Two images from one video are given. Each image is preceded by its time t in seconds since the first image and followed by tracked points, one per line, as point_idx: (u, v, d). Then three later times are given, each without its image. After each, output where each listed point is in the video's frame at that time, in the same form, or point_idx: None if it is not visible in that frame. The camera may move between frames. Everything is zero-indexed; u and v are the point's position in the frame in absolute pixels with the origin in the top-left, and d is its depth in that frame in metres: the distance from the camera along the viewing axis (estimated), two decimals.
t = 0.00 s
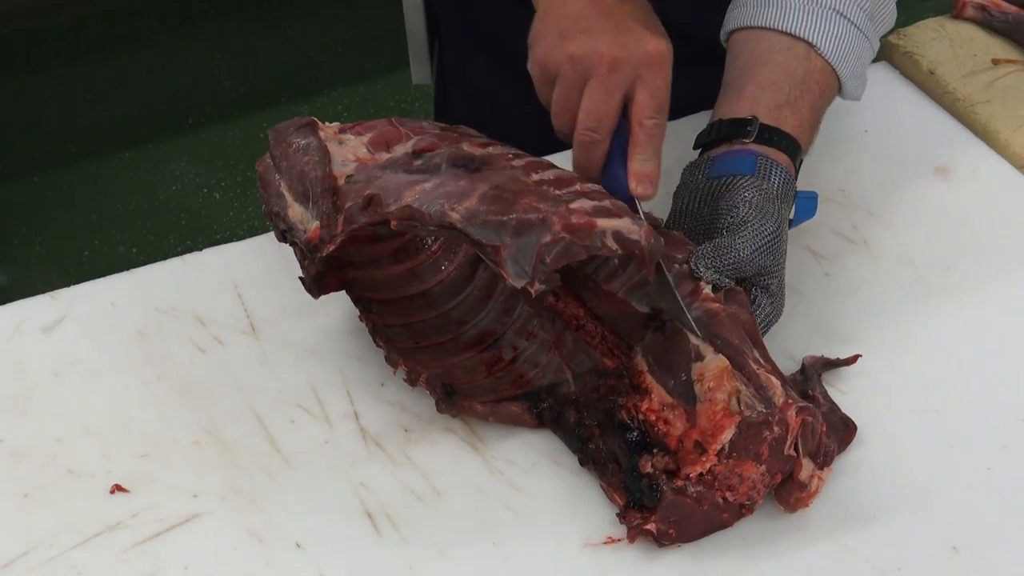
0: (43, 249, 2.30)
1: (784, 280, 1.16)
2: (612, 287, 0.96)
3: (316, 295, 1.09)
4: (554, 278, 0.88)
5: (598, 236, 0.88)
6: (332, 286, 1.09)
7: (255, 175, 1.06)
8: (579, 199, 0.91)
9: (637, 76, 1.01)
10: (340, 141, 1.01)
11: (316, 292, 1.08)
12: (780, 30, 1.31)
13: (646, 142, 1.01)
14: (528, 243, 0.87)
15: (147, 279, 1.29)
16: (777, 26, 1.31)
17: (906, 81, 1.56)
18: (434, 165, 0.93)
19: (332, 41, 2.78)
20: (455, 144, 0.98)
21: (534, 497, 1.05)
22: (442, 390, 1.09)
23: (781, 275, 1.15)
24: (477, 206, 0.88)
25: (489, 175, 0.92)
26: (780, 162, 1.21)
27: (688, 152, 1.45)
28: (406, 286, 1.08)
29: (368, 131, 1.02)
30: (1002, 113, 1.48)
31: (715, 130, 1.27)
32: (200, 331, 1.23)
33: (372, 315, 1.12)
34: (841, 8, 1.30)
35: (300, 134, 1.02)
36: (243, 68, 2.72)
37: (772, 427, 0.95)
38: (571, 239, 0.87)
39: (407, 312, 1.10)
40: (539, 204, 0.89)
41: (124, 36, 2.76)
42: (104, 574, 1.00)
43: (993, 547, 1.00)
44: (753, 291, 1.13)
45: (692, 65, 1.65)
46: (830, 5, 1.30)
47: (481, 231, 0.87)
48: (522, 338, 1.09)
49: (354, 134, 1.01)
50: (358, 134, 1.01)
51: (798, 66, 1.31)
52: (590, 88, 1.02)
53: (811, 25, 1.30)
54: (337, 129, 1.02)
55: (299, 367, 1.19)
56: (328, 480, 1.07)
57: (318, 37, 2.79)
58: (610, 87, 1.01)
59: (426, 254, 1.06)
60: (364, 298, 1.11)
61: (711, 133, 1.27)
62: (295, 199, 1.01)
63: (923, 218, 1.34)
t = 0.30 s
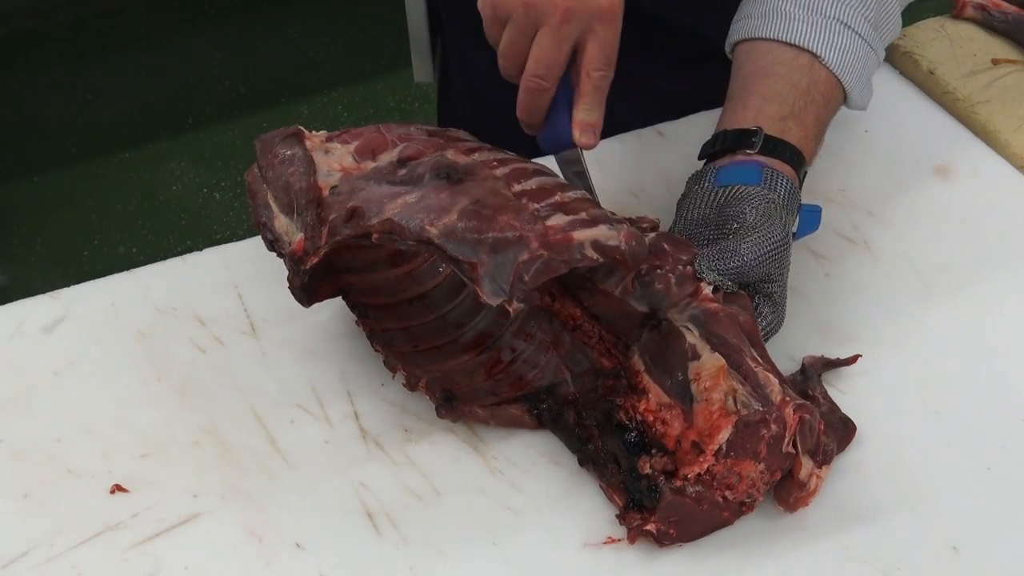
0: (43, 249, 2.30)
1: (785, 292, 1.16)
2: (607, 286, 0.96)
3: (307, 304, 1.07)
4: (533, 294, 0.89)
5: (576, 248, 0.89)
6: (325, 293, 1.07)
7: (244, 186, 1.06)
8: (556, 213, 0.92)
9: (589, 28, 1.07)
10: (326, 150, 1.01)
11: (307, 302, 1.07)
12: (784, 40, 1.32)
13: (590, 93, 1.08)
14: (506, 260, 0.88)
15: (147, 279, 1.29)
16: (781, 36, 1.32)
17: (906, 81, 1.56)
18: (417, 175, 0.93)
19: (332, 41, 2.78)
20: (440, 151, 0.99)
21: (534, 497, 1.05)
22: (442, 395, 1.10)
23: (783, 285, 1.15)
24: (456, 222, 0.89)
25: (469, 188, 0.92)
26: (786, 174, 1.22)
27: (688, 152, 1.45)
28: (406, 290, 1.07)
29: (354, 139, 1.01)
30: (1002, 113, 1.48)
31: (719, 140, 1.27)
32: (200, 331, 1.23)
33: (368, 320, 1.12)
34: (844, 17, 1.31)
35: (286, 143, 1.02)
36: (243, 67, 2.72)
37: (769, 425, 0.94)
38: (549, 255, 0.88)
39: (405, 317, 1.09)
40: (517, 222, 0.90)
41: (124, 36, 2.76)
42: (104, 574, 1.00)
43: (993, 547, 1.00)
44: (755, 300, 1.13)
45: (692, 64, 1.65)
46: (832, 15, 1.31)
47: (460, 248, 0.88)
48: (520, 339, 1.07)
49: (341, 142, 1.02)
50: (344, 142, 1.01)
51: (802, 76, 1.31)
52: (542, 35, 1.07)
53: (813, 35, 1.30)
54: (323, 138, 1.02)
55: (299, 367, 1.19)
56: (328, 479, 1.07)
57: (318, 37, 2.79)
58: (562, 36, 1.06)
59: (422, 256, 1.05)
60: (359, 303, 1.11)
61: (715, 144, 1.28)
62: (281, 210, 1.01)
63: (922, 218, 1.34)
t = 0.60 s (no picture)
0: (43, 248, 2.30)
1: (796, 290, 1.15)
2: (608, 285, 0.96)
3: (310, 301, 1.07)
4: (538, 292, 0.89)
5: (582, 247, 0.89)
6: (324, 292, 1.07)
7: (247, 183, 1.06)
8: (561, 213, 0.92)
9: (572, 29, 1.03)
10: (329, 148, 1.00)
11: (308, 300, 1.07)
12: (796, 41, 1.31)
13: (578, 92, 1.05)
14: (511, 260, 0.87)
15: (147, 278, 1.29)
16: (793, 37, 1.31)
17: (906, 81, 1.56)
18: (421, 174, 0.93)
19: (332, 41, 2.78)
20: (444, 151, 0.98)
21: (534, 496, 1.05)
22: (443, 393, 1.10)
23: (792, 284, 1.14)
24: (461, 220, 0.88)
25: (475, 187, 0.91)
26: (796, 173, 1.21)
27: (689, 152, 1.45)
28: (405, 289, 1.07)
29: (356, 139, 1.01)
30: (1002, 113, 1.48)
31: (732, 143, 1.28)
32: (200, 331, 1.23)
33: (368, 319, 1.12)
34: (856, 15, 1.29)
35: (289, 142, 1.01)
36: (243, 67, 2.72)
37: (773, 424, 0.95)
38: (555, 254, 0.88)
39: (405, 317, 1.09)
40: (521, 221, 0.89)
41: (124, 36, 2.76)
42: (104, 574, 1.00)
43: (994, 547, 1.00)
44: (765, 298, 1.14)
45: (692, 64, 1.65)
46: (844, 14, 1.29)
47: (464, 244, 0.88)
48: (521, 339, 1.08)
49: (344, 141, 1.01)
50: (346, 141, 1.01)
51: (814, 76, 1.30)
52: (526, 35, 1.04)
53: (825, 35, 1.29)
54: (326, 137, 1.02)
55: (299, 367, 1.19)
56: (328, 479, 1.07)
57: (318, 37, 2.79)
58: (544, 39, 1.04)
59: (422, 257, 1.05)
60: (359, 303, 1.11)
61: (728, 145, 1.28)
62: (284, 209, 1.01)
63: (922, 218, 1.34)
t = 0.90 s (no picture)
0: (43, 249, 2.30)
1: (803, 290, 1.14)
2: (608, 285, 0.96)
3: (310, 309, 1.06)
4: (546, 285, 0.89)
5: (589, 239, 0.88)
6: (324, 299, 1.06)
7: (243, 194, 1.06)
8: (567, 207, 0.92)
9: (556, 23, 1.05)
10: (325, 155, 1.01)
11: (308, 309, 1.05)
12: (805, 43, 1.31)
13: (550, 84, 1.07)
14: (518, 254, 0.87)
15: (147, 278, 1.29)
16: (801, 39, 1.31)
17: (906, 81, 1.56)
18: (420, 177, 0.93)
19: (332, 41, 2.78)
20: (441, 152, 0.98)
21: (534, 496, 1.05)
22: (445, 395, 1.09)
23: (799, 282, 1.13)
24: (464, 220, 0.88)
25: (474, 187, 0.91)
26: (804, 174, 1.21)
27: (688, 152, 1.45)
28: (402, 294, 1.08)
29: (353, 143, 1.01)
30: (1002, 113, 1.48)
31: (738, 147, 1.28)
32: (200, 331, 1.23)
33: (368, 325, 1.11)
34: (863, 14, 1.28)
35: (285, 151, 1.02)
36: (243, 67, 2.72)
37: (776, 423, 0.95)
38: (563, 246, 0.87)
39: (404, 320, 1.09)
40: (526, 216, 0.89)
41: (124, 35, 2.75)
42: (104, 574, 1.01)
43: (994, 547, 1.00)
44: (773, 300, 1.13)
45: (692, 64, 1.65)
46: (850, 14, 1.29)
47: (471, 245, 0.87)
48: (520, 340, 1.08)
49: (339, 148, 1.02)
50: (341, 147, 1.01)
51: (822, 76, 1.30)
52: (509, 22, 1.05)
53: (832, 35, 1.29)
54: (321, 144, 1.02)
55: (299, 367, 1.19)
56: (328, 479, 1.07)
57: (318, 38, 2.79)
58: (528, 27, 1.04)
59: (418, 259, 1.06)
60: (359, 307, 1.10)
61: (734, 151, 1.28)
62: (283, 218, 1.01)
63: (922, 218, 1.34)
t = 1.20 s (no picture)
0: (43, 248, 2.30)
1: (752, 222, 1.11)
2: (609, 285, 0.95)
3: (311, 302, 1.07)
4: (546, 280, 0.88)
5: (588, 234, 0.88)
6: (325, 293, 1.08)
7: (247, 184, 1.06)
8: (568, 202, 0.92)
9: None
10: (329, 147, 1.01)
11: (309, 302, 1.08)
12: None
13: (533, 40, 1.07)
14: (519, 248, 0.86)
15: (147, 278, 1.29)
16: None
17: (907, 82, 1.56)
18: (423, 170, 0.93)
19: (332, 41, 2.77)
20: (446, 147, 0.99)
21: (534, 497, 1.05)
22: (445, 393, 1.09)
23: (733, 211, 1.10)
24: (467, 212, 0.88)
25: (478, 180, 0.91)
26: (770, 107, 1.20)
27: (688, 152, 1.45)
28: (404, 291, 1.08)
29: (357, 138, 1.02)
30: (1004, 113, 1.47)
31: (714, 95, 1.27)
32: (200, 331, 1.22)
33: (370, 321, 1.11)
34: None
35: (289, 141, 1.02)
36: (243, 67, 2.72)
37: (773, 425, 0.96)
38: (562, 241, 0.87)
39: (405, 316, 1.09)
40: (528, 209, 0.89)
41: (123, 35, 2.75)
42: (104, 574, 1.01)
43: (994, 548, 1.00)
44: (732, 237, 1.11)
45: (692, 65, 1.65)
46: None
47: (471, 238, 0.87)
48: (521, 339, 1.08)
49: (344, 140, 1.02)
50: (346, 140, 1.02)
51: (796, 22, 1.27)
52: None
53: None
54: (326, 136, 1.03)
55: (299, 367, 1.19)
56: (328, 479, 1.07)
57: (318, 38, 2.78)
58: None
59: (421, 257, 1.06)
60: (360, 304, 1.11)
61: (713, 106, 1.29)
62: (286, 207, 1.00)
63: (922, 218, 1.34)
